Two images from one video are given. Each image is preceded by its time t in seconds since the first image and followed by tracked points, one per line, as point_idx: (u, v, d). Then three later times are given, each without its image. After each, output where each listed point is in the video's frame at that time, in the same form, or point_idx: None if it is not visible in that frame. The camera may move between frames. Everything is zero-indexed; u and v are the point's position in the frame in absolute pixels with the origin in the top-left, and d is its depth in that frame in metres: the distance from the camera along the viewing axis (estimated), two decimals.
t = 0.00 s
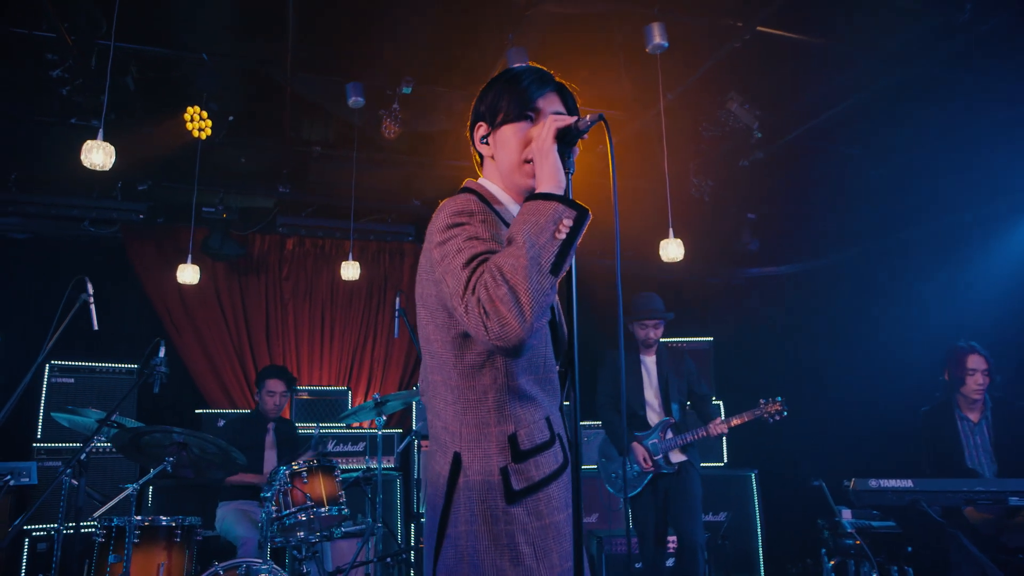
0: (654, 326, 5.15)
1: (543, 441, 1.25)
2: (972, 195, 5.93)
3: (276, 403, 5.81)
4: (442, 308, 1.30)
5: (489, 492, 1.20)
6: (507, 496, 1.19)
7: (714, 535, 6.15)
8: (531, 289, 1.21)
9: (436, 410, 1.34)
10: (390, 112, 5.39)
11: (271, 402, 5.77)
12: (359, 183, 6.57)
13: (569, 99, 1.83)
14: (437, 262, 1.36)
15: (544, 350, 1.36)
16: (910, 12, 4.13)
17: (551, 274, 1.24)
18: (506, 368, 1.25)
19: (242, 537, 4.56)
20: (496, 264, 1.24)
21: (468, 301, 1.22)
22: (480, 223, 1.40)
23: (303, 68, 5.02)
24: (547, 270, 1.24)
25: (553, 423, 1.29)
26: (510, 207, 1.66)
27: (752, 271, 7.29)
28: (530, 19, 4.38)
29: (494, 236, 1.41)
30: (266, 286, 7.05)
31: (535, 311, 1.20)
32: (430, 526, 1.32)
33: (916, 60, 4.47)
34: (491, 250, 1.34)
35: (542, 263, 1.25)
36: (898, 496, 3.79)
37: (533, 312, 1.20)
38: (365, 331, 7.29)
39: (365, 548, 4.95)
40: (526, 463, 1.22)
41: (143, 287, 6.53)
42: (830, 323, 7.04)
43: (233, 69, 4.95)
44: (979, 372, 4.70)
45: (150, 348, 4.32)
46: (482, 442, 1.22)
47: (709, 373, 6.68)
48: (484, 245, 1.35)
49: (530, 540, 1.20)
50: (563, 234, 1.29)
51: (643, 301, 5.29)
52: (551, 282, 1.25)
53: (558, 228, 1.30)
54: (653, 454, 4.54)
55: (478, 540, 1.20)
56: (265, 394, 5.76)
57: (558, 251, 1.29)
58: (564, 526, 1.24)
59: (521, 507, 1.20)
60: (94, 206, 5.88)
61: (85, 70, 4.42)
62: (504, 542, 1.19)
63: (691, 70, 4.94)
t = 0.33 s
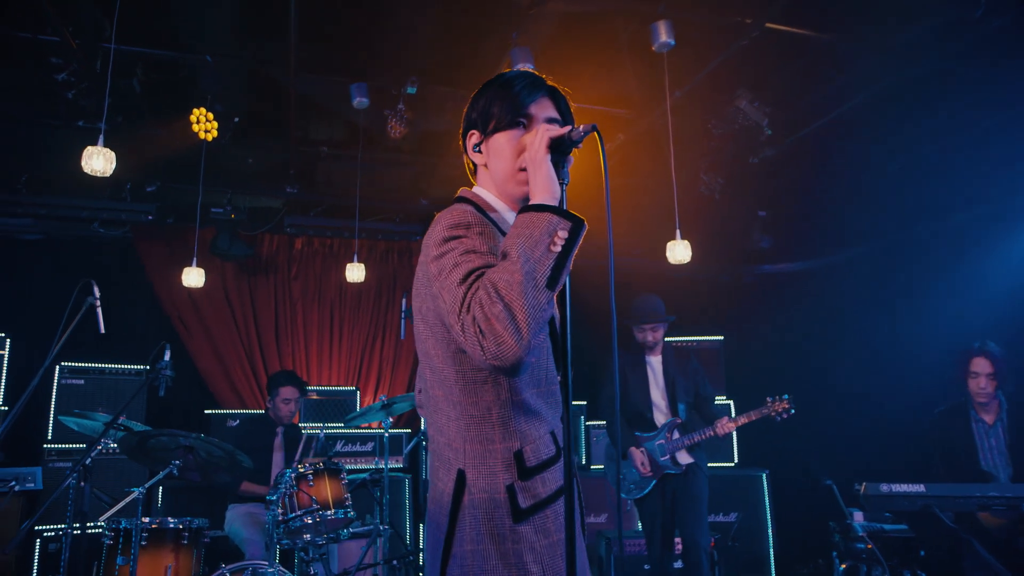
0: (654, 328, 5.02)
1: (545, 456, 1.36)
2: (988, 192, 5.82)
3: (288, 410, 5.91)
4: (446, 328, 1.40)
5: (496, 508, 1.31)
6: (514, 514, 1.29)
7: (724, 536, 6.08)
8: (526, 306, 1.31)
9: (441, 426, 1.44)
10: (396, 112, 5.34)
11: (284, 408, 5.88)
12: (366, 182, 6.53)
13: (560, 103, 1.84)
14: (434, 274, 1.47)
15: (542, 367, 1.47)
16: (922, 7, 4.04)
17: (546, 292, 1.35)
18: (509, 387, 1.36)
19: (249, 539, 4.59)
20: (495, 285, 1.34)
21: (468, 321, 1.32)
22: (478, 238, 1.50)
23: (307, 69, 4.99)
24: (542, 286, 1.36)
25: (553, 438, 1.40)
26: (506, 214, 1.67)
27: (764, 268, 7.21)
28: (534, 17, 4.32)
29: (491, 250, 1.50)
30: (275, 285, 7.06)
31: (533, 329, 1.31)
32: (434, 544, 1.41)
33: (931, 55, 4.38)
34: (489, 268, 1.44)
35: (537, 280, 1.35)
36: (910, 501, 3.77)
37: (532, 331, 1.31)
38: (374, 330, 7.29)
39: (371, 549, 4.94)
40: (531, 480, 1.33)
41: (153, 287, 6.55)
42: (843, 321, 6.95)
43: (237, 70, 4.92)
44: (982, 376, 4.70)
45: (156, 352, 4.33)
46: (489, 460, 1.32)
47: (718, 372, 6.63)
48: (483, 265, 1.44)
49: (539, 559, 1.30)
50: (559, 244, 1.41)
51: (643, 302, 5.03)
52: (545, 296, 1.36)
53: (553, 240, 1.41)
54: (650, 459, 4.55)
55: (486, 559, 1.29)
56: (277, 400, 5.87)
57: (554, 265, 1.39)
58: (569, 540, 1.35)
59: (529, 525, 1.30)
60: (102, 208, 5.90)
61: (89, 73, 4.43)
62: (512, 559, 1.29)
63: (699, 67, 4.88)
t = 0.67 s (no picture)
0: (655, 329, 4.97)
1: (541, 470, 1.37)
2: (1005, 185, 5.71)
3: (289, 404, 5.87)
4: (438, 343, 1.39)
5: (493, 526, 1.32)
6: (510, 532, 1.31)
7: (733, 534, 6.07)
8: (517, 321, 1.30)
9: (437, 440, 1.45)
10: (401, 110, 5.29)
11: (285, 403, 5.83)
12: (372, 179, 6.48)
13: (549, 105, 1.82)
14: (425, 287, 1.45)
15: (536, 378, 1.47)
16: None
17: (538, 304, 1.34)
18: (502, 403, 1.36)
19: (256, 539, 4.59)
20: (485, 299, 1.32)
21: (458, 338, 1.32)
22: (469, 250, 1.47)
23: (312, 67, 4.96)
24: (534, 299, 1.33)
25: (549, 450, 1.41)
26: (502, 224, 1.65)
27: (776, 262, 7.14)
28: (539, 12, 4.25)
29: (483, 262, 1.48)
30: (284, 282, 7.06)
31: (525, 345, 1.30)
32: (433, 557, 1.43)
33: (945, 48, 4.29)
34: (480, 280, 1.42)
35: (528, 293, 1.33)
36: (920, 503, 3.67)
37: (523, 347, 1.30)
38: (383, 326, 7.28)
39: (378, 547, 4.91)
40: (528, 496, 1.34)
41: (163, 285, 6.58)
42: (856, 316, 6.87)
43: (241, 70, 4.90)
44: (997, 372, 4.61)
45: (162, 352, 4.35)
46: (484, 477, 1.34)
47: (728, 369, 6.59)
48: (474, 277, 1.42)
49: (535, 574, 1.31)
50: (552, 256, 1.39)
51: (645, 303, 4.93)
52: (538, 310, 1.34)
53: (546, 251, 1.39)
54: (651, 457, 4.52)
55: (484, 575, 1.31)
56: (279, 396, 5.85)
57: (546, 275, 1.38)
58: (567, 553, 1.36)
59: (525, 542, 1.32)
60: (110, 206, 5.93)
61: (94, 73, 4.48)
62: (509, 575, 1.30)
63: (708, 62, 4.81)
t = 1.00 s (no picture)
0: (666, 321, 5.01)
1: (534, 483, 1.34)
2: None
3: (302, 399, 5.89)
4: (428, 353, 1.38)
5: (482, 538, 1.30)
6: (499, 544, 1.29)
7: (745, 529, 6.01)
8: (506, 334, 1.27)
9: (431, 450, 1.44)
10: (408, 104, 5.22)
11: (298, 398, 5.85)
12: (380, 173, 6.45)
13: (544, 107, 1.79)
14: (416, 296, 1.44)
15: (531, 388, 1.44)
16: None
17: (529, 319, 1.31)
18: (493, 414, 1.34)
19: (267, 532, 4.63)
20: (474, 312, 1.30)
21: (446, 350, 1.29)
22: (460, 259, 1.45)
23: (317, 64, 4.93)
24: (525, 313, 1.31)
25: (542, 463, 1.38)
26: (497, 230, 1.63)
27: (790, 253, 7.05)
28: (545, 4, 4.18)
29: (475, 271, 1.45)
30: (294, 276, 7.06)
31: (514, 360, 1.27)
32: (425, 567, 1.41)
33: (962, 37, 4.18)
34: (472, 291, 1.39)
35: (520, 306, 1.31)
36: (934, 504, 3.65)
37: (512, 362, 1.27)
38: (393, 320, 7.28)
39: (387, 542, 4.87)
40: (518, 509, 1.31)
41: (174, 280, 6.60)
42: (872, 308, 6.76)
43: (246, 67, 4.87)
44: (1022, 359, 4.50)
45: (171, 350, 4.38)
46: (475, 488, 1.31)
47: (740, 363, 6.53)
48: (464, 287, 1.40)
49: None
50: (544, 268, 1.36)
51: (653, 294, 5.03)
52: (528, 324, 1.31)
53: (539, 264, 1.36)
54: (658, 454, 4.52)
55: None
56: (292, 389, 5.86)
57: (539, 289, 1.34)
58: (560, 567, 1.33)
59: (514, 555, 1.29)
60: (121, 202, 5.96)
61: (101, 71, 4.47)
62: None
63: (718, 53, 4.72)
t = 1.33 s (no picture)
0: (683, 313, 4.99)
1: (530, 492, 1.33)
2: None
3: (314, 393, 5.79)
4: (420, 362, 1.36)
5: (477, 547, 1.29)
6: (493, 554, 1.27)
7: (756, 520, 5.99)
8: (496, 345, 1.25)
9: (428, 457, 1.43)
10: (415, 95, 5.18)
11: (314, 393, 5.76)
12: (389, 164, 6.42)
13: (550, 111, 1.74)
14: (408, 304, 1.43)
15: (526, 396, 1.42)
16: None
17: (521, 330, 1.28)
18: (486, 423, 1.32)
19: (278, 523, 4.68)
20: (465, 323, 1.27)
21: (437, 360, 1.28)
22: (451, 267, 1.43)
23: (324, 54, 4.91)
24: (516, 324, 1.28)
25: (538, 471, 1.36)
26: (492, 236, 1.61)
27: (804, 240, 6.98)
28: None
29: (467, 279, 1.43)
30: (305, 266, 7.06)
31: (505, 372, 1.25)
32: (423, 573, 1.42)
33: (980, 22, 4.08)
34: (464, 299, 1.37)
35: (511, 316, 1.28)
36: (947, 500, 3.61)
37: (503, 374, 1.25)
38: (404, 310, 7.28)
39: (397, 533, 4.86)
40: (513, 518, 1.30)
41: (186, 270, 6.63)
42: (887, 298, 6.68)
43: (252, 60, 4.86)
44: None
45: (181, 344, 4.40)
46: (470, 497, 1.31)
47: (752, 353, 6.49)
48: (455, 296, 1.38)
49: None
50: (537, 277, 1.33)
51: (671, 285, 5.05)
52: (520, 334, 1.28)
53: (532, 272, 1.33)
54: (667, 446, 4.48)
55: None
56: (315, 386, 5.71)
57: (531, 298, 1.32)
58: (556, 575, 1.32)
59: (509, 564, 1.28)
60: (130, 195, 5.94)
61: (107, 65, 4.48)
62: None
63: (730, 40, 4.64)
